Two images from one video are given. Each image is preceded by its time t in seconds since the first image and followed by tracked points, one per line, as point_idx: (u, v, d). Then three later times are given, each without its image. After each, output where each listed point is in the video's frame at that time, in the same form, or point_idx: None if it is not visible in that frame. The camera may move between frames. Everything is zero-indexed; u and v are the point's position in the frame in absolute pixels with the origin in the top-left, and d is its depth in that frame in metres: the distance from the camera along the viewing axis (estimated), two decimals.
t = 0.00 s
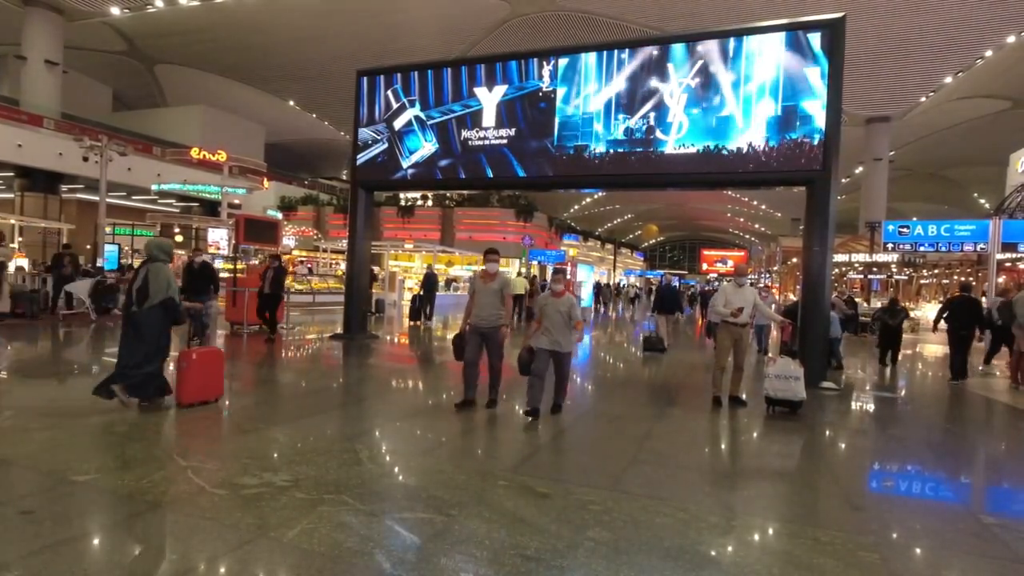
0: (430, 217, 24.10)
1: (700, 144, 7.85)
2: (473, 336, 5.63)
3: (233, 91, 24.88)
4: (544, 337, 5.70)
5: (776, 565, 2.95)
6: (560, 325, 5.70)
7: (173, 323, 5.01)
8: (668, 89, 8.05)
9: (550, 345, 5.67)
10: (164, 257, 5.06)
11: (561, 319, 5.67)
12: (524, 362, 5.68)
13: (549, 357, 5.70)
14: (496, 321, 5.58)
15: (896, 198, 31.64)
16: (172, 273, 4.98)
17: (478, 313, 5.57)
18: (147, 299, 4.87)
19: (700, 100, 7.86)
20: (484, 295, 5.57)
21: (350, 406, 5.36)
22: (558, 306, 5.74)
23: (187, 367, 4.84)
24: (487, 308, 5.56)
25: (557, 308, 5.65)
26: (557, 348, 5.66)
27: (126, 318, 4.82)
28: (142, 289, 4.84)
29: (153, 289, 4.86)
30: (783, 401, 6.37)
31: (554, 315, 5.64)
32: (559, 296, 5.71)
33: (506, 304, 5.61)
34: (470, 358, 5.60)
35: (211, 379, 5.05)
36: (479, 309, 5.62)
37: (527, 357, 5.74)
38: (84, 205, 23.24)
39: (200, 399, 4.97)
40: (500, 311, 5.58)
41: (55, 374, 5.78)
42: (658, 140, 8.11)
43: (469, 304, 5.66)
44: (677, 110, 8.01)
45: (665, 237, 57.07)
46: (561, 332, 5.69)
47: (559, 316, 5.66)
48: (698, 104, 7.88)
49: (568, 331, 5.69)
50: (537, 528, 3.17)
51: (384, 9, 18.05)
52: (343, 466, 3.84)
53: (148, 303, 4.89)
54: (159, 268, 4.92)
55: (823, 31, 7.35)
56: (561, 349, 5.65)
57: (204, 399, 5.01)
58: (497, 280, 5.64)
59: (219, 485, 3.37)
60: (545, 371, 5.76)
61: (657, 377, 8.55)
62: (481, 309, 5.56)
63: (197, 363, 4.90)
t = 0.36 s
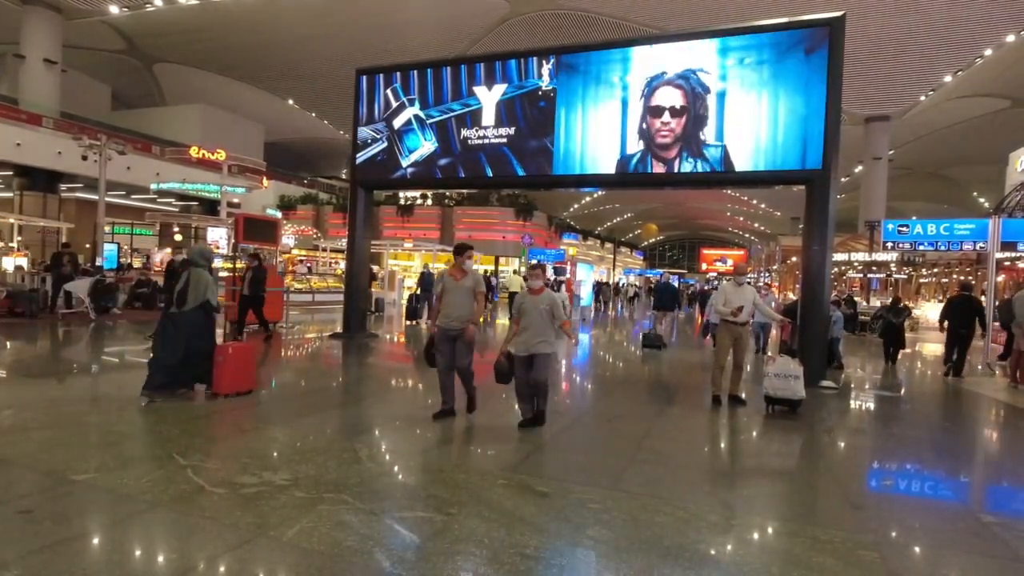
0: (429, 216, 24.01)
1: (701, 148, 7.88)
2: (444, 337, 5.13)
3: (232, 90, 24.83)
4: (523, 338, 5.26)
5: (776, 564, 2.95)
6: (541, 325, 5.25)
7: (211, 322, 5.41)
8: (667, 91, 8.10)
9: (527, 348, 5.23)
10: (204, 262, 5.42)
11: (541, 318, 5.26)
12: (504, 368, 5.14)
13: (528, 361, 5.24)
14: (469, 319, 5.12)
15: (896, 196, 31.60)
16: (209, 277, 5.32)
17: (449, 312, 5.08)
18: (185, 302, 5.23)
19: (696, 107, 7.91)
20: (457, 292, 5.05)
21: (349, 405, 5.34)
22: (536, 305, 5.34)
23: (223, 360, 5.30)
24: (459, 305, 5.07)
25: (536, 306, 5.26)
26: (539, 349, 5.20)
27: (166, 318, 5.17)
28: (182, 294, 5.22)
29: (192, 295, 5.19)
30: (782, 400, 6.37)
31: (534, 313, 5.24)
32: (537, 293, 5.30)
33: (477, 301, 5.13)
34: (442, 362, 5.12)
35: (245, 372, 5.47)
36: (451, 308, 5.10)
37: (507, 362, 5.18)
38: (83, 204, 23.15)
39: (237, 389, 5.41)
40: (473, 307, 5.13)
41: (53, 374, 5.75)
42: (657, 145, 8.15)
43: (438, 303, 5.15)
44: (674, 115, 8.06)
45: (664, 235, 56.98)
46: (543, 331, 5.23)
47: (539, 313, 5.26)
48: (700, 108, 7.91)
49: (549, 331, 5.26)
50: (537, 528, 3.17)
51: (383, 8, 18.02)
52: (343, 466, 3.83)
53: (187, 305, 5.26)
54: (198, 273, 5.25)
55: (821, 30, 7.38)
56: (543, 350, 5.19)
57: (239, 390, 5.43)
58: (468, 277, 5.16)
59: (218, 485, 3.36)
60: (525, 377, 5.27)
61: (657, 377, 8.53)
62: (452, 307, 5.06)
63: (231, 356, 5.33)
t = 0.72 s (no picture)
0: (428, 215, 23.97)
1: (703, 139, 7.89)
2: (410, 346, 4.72)
3: (231, 89, 24.81)
4: (501, 348, 4.65)
5: (776, 564, 2.95)
6: (520, 334, 4.64)
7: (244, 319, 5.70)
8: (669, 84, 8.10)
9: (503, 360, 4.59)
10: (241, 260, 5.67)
11: (520, 327, 4.63)
12: (476, 379, 4.56)
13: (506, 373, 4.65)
14: (439, 327, 4.71)
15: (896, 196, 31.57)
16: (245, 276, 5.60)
17: (417, 319, 4.67)
18: (223, 297, 5.51)
19: (701, 90, 7.87)
20: (423, 294, 4.66)
21: (349, 405, 5.33)
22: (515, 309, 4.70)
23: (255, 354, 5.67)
24: (427, 312, 4.65)
25: (515, 313, 4.63)
26: (516, 361, 4.60)
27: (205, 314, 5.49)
28: (219, 289, 5.47)
29: (229, 291, 5.49)
30: (782, 400, 6.37)
31: (512, 320, 4.62)
32: (517, 297, 4.68)
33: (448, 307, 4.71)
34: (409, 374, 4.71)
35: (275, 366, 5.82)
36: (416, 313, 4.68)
37: (481, 373, 4.57)
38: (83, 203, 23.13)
39: (267, 381, 5.77)
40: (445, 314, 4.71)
41: (53, 374, 5.73)
42: (663, 133, 8.14)
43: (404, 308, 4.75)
44: (678, 103, 8.05)
45: (664, 235, 56.95)
46: (522, 341, 4.62)
47: (518, 320, 4.63)
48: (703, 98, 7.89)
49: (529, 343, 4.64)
50: (537, 527, 3.17)
51: (382, 8, 18.01)
52: (343, 465, 3.82)
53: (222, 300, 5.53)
54: (235, 273, 5.56)
55: (822, 29, 7.36)
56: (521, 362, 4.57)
57: (269, 382, 5.79)
58: (439, 281, 4.74)
59: (218, 485, 3.35)
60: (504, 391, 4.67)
61: (657, 377, 8.50)
62: (420, 313, 4.65)
63: (265, 350, 5.71)
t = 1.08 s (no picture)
0: (427, 214, 24.02)
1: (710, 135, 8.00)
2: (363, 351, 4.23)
3: (230, 88, 24.76)
4: (468, 358, 4.11)
5: (774, 562, 2.95)
6: (490, 340, 4.11)
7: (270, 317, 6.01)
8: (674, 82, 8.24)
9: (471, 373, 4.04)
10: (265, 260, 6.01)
11: (489, 332, 4.09)
12: (443, 395, 4.06)
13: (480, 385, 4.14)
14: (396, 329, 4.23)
15: (894, 195, 31.57)
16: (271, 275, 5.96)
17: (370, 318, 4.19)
18: (254, 295, 5.86)
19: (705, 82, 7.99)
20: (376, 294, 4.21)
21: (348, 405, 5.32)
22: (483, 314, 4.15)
23: (284, 349, 5.93)
24: (380, 312, 4.20)
25: (483, 317, 4.10)
26: (485, 373, 4.06)
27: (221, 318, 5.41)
28: (251, 288, 5.83)
29: (258, 290, 5.85)
30: (781, 398, 6.37)
31: (480, 326, 4.08)
32: (486, 299, 4.16)
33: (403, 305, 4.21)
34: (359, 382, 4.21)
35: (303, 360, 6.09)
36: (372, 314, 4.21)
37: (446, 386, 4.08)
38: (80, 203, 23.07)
39: (295, 375, 6.01)
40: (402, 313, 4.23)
41: (51, 373, 5.72)
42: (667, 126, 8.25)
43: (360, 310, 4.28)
44: (682, 98, 8.17)
45: (663, 235, 56.97)
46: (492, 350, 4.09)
47: (488, 326, 4.10)
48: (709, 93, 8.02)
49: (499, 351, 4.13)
50: (535, 526, 3.17)
51: (380, 6, 17.97)
52: (341, 465, 3.82)
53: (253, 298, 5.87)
54: (262, 272, 5.89)
55: (819, 28, 7.47)
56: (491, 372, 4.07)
57: (297, 376, 6.03)
58: (393, 275, 4.28)
59: (216, 484, 3.34)
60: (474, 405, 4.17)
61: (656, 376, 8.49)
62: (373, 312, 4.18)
63: (293, 345, 5.97)
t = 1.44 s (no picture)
0: (425, 214, 23.72)
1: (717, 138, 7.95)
2: (311, 357, 3.90)
3: (228, 88, 24.74)
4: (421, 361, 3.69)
5: (773, 562, 2.95)
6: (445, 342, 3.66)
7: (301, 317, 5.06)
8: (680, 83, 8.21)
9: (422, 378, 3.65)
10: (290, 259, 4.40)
11: (443, 333, 3.65)
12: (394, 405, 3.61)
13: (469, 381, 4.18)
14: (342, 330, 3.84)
15: (893, 195, 31.58)
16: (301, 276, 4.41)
17: (316, 320, 3.84)
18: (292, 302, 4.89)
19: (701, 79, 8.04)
20: (320, 292, 3.85)
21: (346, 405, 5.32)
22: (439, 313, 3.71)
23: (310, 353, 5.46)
24: (325, 313, 3.82)
25: (436, 318, 3.67)
26: (437, 378, 3.62)
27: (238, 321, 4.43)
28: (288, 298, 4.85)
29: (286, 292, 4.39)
30: (779, 398, 6.38)
31: (433, 325, 3.66)
32: (441, 297, 3.71)
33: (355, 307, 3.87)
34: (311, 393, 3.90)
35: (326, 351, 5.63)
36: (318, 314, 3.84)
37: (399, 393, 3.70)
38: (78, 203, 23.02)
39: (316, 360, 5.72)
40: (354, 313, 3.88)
41: (50, 373, 5.70)
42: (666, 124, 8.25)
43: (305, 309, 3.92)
44: (679, 96, 8.19)
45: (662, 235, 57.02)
46: (447, 353, 3.61)
47: (444, 328, 3.66)
48: (714, 95, 7.99)
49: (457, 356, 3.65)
50: (534, 526, 3.16)
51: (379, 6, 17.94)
52: (340, 465, 3.81)
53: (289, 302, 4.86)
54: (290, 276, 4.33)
55: (818, 27, 7.46)
56: (444, 379, 3.59)
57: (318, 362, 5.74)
58: (338, 271, 3.90)
59: (215, 484, 3.34)
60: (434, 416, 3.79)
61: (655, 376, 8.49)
62: (318, 314, 3.82)
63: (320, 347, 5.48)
